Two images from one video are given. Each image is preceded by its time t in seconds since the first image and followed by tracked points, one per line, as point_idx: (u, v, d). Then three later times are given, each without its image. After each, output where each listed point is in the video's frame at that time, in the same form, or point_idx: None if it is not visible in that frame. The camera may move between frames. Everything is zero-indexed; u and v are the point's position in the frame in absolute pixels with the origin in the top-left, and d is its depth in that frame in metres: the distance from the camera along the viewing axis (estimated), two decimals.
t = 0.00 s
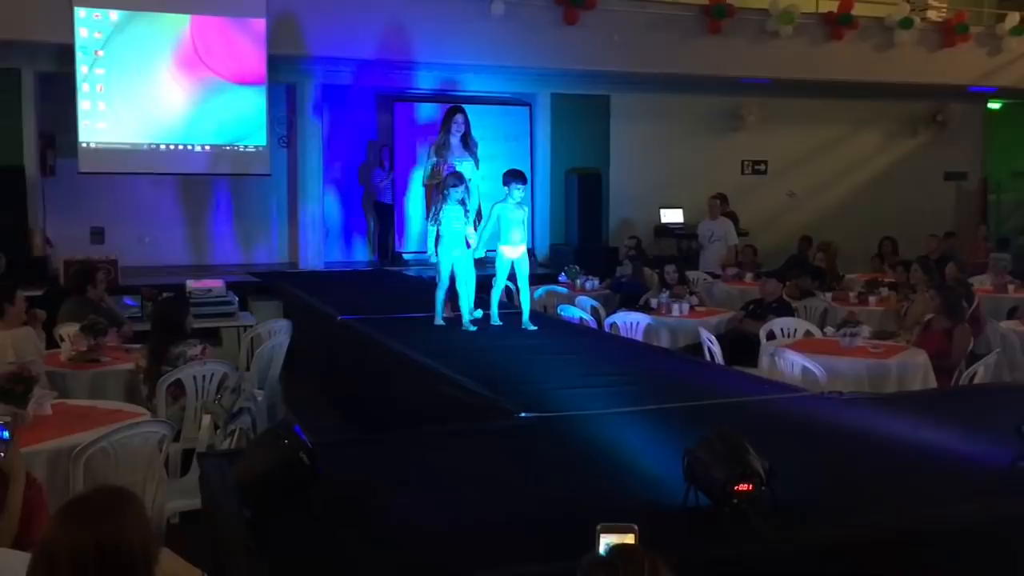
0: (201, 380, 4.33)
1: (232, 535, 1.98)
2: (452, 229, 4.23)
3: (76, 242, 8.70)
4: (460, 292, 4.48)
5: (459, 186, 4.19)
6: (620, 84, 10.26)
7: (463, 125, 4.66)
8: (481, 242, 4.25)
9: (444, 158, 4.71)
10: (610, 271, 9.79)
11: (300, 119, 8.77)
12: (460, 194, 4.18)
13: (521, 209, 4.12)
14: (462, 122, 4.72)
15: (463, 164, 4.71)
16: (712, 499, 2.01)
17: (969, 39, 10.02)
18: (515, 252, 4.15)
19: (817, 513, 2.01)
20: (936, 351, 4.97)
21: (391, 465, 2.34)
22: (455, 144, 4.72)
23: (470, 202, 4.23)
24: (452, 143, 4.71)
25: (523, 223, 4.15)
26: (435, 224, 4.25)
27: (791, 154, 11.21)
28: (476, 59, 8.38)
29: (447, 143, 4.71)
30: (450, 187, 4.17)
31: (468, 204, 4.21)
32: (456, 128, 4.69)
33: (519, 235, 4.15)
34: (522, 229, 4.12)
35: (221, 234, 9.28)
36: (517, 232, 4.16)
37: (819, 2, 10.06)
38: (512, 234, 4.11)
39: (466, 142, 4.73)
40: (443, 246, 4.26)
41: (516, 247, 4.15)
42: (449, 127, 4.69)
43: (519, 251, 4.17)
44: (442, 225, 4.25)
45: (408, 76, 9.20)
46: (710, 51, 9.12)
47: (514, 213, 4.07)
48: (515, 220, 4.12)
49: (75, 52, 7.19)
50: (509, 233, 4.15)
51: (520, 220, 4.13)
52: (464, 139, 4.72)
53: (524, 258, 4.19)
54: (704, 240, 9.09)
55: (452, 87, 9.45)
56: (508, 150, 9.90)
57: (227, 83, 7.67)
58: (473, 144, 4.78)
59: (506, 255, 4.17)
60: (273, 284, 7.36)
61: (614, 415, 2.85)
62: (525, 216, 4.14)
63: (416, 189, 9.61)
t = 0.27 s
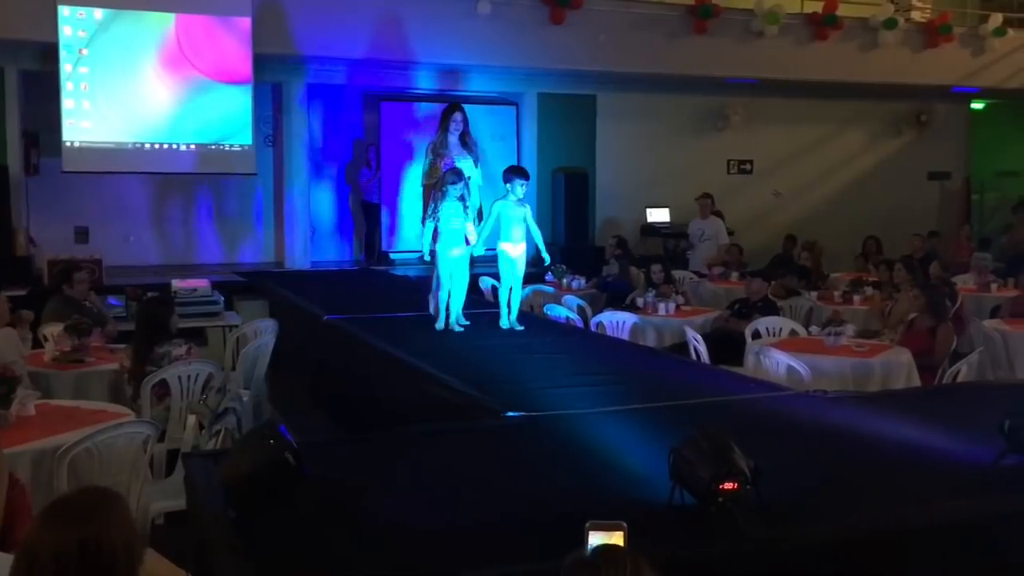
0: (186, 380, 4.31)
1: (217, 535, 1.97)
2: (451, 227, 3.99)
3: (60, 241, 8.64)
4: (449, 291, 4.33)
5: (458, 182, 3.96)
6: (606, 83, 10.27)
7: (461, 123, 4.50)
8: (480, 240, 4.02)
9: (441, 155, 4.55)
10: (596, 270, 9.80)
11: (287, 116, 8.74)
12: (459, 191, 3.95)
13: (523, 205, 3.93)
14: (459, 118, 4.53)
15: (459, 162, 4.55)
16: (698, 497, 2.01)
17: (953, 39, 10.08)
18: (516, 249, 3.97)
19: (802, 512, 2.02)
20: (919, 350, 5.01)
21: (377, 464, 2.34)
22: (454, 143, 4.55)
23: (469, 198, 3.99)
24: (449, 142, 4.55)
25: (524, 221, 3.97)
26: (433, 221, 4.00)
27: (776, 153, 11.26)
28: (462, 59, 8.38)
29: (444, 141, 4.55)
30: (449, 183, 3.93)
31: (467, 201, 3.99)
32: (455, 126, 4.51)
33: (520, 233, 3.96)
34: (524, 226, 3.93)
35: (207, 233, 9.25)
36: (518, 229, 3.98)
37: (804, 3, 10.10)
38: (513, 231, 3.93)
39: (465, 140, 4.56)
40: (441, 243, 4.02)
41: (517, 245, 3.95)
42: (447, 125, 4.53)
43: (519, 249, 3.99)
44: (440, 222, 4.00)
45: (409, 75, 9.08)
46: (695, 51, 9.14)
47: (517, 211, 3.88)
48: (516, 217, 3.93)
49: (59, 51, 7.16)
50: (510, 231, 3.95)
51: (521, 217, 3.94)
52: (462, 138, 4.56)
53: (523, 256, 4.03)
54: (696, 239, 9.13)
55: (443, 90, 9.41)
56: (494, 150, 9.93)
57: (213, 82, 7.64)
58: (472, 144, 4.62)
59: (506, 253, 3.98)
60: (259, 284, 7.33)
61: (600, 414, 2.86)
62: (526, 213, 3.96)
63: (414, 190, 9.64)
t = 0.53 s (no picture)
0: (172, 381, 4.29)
1: (202, 537, 1.96)
2: (445, 231, 3.86)
3: (45, 241, 8.59)
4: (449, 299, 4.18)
5: (452, 184, 3.82)
6: (593, 83, 10.28)
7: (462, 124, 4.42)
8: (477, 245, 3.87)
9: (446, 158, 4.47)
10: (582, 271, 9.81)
11: (274, 116, 8.71)
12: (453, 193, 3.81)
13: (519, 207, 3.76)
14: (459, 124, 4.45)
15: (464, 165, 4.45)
16: (684, 498, 2.01)
17: (938, 41, 10.13)
18: (512, 254, 3.77)
19: (786, 512, 2.03)
20: (904, 349, 5.03)
21: (363, 465, 2.34)
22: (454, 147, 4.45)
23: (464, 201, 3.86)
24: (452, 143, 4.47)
25: (523, 225, 3.78)
26: (428, 225, 3.88)
27: (762, 154, 11.29)
28: (449, 59, 8.38)
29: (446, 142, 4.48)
30: (443, 186, 3.82)
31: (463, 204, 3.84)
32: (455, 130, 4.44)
33: (516, 235, 3.78)
34: (520, 229, 3.75)
35: (193, 234, 9.22)
36: (515, 233, 3.79)
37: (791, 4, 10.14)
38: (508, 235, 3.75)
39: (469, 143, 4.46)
40: (437, 248, 3.91)
41: (513, 248, 3.77)
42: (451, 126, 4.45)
43: (517, 252, 3.78)
44: (434, 226, 3.88)
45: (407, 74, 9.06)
46: (682, 51, 9.16)
47: (511, 212, 3.71)
48: (512, 219, 3.76)
49: (43, 50, 7.10)
50: (506, 233, 3.78)
51: (518, 220, 3.77)
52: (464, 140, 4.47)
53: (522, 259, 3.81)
54: (688, 240, 9.17)
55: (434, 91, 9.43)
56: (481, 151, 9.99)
57: (199, 81, 7.62)
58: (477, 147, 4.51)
59: (502, 257, 3.79)
60: (245, 284, 7.31)
61: (588, 414, 2.86)
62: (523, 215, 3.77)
63: (407, 191, 9.68)
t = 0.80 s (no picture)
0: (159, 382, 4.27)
1: (188, 539, 1.96)
2: (442, 230, 3.70)
3: (30, 241, 8.54)
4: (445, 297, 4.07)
5: (448, 181, 3.65)
6: (581, 84, 10.29)
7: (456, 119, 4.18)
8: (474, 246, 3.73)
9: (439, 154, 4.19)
10: (571, 271, 9.82)
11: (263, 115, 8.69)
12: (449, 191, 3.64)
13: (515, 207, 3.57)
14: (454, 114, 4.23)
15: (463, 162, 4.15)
16: (671, 497, 2.03)
17: (924, 41, 10.18)
18: (509, 254, 3.63)
19: (773, 510, 2.04)
20: (890, 349, 5.06)
21: (350, 466, 2.33)
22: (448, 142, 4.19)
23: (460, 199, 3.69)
24: (446, 138, 4.19)
25: (519, 224, 3.63)
26: (422, 222, 3.72)
27: (750, 154, 11.32)
28: (437, 59, 8.36)
29: (441, 136, 4.18)
30: (438, 185, 3.64)
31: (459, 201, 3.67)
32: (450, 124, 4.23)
33: (513, 235, 3.61)
34: (516, 229, 3.58)
35: (181, 233, 9.18)
36: (512, 232, 3.63)
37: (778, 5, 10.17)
38: (504, 235, 3.60)
39: (461, 138, 4.18)
40: (432, 246, 3.76)
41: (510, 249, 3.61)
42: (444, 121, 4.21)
43: (513, 251, 3.67)
44: (430, 224, 3.72)
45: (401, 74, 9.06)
46: (670, 52, 9.18)
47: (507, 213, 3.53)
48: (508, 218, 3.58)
49: (28, 49, 7.06)
50: (503, 233, 3.63)
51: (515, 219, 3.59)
52: (458, 135, 4.19)
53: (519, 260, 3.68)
54: (681, 240, 9.19)
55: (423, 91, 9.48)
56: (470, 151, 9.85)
57: (185, 81, 7.59)
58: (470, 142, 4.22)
59: (499, 257, 3.66)
60: (233, 284, 7.29)
61: (576, 414, 2.86)
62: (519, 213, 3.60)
63: (401, 191, 9.66)
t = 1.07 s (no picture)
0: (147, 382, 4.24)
1: (175, 539, 1.95)
2: (439, 233, 3.60)
3: (17, 241, 8.49)
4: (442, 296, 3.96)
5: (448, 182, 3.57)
6: (571, 83, 10.30)
7: (453, 115, 4.05)
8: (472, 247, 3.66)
9: (436, 153, 4.06)
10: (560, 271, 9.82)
11: (253, 115, 8.66)
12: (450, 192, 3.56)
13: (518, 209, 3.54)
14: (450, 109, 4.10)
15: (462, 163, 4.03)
16: (659, 496, 2.04)
17: (912, 42, 10.22)
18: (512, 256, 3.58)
19: (762, 509, 2.04)
20: (879, 349, 5.07)
21: (339, 466, 2.32)
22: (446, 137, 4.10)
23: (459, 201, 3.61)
24: (443, 136, 4.07)
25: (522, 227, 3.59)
26: (419, 225, 3.61)
27: (739, 154, 11.35)
28: (427, 59, 8.35)
29: (437, 133, 4.06)
30: (439, 188, 3.55)
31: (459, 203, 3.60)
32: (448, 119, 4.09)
33: (516, 238, 3.58)
34: (519, 231, 3.55)
35: (169, 233, 9.14)
36: (513, 235, 3.59)
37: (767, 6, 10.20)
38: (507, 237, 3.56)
39: (459, 137, 4.09)
40: (428, 249, 3.65)
41: (513, 251, 3.57)
42: (440, 118, 4.09)
43: (515, 255, 3.61)
44: (428, 227, 3.61)
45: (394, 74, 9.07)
46: (660, 51, 9.19)
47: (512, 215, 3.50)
48: (511, 220, 3.55)
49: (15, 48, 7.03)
50: (505, 236, 3.58)
51: (517, 221, 3.55)
52: (455, 132, 4.08)
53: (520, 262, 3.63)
54: (672, 240, 9.21)
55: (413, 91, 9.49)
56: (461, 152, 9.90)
57: (173, 80, 7.55)
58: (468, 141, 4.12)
59: (500, 260, 3.61)
60: (221, 285, 7.26)
61: (565, 414, 2.86)
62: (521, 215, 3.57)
63: (399, 190, 9.66)
